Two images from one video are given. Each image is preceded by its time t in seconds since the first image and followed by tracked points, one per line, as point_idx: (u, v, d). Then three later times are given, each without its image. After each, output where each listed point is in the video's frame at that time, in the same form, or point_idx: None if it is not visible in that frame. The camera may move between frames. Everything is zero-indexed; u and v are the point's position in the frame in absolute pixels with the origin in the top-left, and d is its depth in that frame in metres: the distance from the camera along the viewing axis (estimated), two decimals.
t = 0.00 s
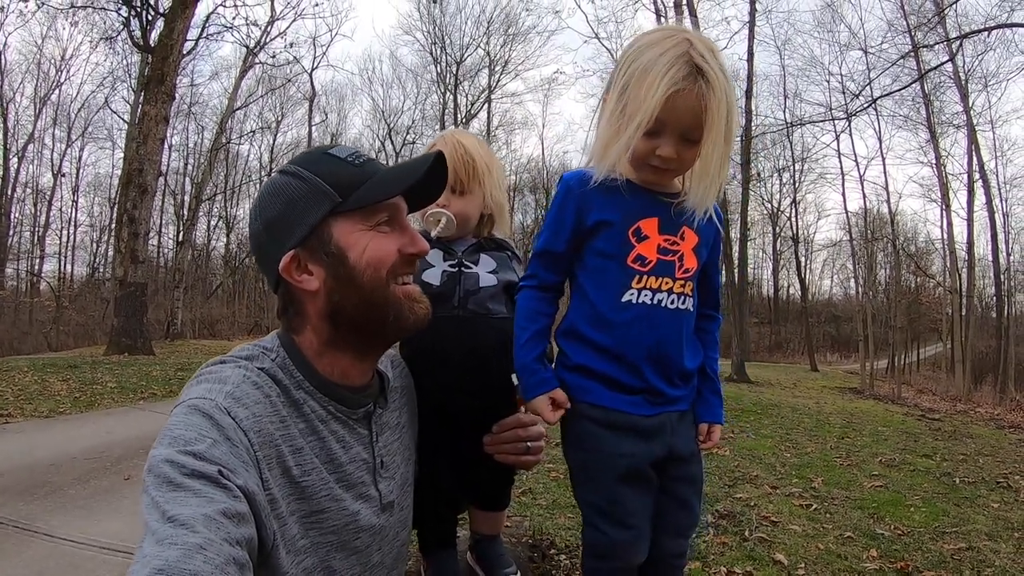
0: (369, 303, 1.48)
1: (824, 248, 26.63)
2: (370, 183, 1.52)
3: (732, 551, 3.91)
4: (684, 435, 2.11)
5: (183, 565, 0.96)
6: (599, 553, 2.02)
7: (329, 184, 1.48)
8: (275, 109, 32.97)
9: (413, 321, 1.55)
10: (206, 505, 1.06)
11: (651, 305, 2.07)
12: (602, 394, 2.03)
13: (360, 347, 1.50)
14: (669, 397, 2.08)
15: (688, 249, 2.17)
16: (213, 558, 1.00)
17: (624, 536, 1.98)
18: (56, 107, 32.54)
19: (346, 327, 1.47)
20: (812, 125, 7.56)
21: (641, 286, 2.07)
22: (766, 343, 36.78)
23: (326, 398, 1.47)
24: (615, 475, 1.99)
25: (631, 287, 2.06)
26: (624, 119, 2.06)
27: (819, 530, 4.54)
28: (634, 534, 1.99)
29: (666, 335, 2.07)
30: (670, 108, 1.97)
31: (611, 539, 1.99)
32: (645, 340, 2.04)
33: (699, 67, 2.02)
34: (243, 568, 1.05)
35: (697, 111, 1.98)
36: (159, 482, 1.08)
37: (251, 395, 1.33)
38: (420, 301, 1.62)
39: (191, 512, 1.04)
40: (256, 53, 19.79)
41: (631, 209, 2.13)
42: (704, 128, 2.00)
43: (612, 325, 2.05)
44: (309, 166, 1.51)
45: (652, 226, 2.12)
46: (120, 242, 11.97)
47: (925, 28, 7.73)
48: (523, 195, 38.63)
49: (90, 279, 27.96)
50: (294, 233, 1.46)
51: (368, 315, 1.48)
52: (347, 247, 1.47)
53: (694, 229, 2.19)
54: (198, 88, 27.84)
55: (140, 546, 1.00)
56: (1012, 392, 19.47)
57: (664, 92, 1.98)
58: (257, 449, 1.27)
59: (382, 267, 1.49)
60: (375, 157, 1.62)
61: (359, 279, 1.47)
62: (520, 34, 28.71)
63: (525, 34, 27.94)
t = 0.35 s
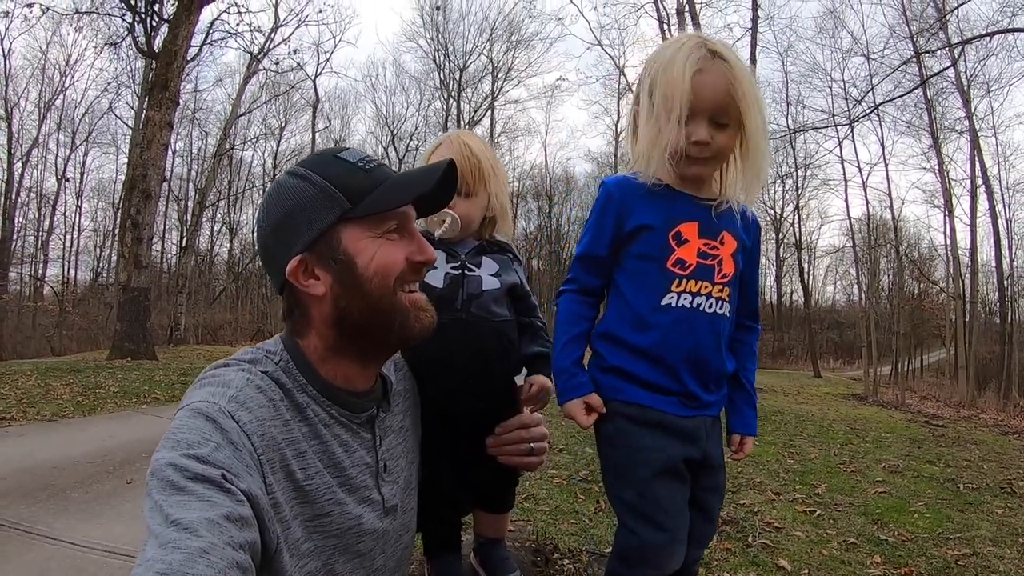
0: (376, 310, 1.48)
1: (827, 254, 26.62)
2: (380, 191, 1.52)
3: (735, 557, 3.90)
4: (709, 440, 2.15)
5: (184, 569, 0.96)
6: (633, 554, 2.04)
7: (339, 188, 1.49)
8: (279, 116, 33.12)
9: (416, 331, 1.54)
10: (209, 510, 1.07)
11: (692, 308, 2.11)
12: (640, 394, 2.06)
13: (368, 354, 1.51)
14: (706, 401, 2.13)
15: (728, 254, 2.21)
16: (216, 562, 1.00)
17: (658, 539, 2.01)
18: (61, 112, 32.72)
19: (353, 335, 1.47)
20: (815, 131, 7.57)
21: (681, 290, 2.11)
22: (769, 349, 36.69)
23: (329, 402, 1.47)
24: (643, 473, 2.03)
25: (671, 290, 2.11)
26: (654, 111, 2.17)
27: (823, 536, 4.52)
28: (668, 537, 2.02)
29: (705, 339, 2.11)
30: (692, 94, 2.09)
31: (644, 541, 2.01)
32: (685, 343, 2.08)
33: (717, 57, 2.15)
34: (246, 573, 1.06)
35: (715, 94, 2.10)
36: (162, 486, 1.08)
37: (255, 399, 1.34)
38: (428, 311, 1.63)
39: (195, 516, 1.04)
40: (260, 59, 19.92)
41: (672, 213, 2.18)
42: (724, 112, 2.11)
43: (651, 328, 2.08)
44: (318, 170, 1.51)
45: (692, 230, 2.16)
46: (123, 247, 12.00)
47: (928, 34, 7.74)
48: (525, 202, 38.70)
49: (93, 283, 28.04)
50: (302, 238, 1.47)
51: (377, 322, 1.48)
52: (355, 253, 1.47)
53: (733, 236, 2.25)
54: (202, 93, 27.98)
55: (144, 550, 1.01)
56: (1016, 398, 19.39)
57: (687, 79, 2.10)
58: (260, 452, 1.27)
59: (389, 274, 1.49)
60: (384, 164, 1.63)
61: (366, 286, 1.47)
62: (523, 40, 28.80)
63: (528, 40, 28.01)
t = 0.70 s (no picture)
0: (376, 303, 1.48)
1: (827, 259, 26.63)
2: (376, 188, 1.53)
3: (736, 560, 3.88)
4: (706, 437, 2.14)
5: (188, 567, 0.96)
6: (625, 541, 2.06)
7: (336, 186, 1.49)
8: (279, 124, 33.18)
9: (409, 327, 1.53)
10: (211, 507, 1.07)
11: (670, 300, 2.12)
12: (629, 388, 2.11)
13: (366, 351, 1.50)
14: (695, 394, 2.10)
15: (715, 243, 2.17)
16: (218, 559, 1.00)
17: (648, 524, 2.02)
18: (62, 120, 32.80)
19: (351, 331, 1.47)
20: (814, 135, 7.59)
21: (659, 283, 2.15)
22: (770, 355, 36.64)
23: (329, 399, 1.47)
24: (640, 466, 2.05)
25: (651, 283, 2.15)
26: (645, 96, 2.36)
27: (824, 540, 4.51)
28: (659, 523, 2.02)
29: (685, 330, 2.10)
30: (673, 71, 2.28)
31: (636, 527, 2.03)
32: (662, 334, 2.11)
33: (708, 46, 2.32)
34: (249, 570, 1.06)
35: (692, 70, 2.27)
36: (164, 484, 1.08)
37: (256, 398, 1.34)
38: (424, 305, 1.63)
39: (197, 514, 1.04)
40: (261, 67, 20.00)
41: (652, 209, 2.24)
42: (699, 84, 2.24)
43: (632, 320, 2.15)
44: (313, 170, 1.52)
45: (673, 222, 2.18)
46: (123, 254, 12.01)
47: (925, 38, 7.77)
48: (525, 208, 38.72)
49: (94, 291, 28.05)
50: (300, 235, 1.47)
51: (376, 315, 1.48)
52: (353, 247, 1.48)
53: (724, 223, 2.19)
54: (202, 100, 28.07)
55: (147, 548, 1.01)
56: (1018, 401, 19.36)
57: (669, 60, 2.31)
58: (261, 451, 1.27)
59: (389, 269, 1.50)
60: (378, 161, 1.64)
61: (367, 280, 1.47)
62: (522, 47, 28.89)
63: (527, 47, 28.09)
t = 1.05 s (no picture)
0: (374, 321, 1.48)
1: (829, 263, 26.61)
2: (374, 200, 1.51)
3: (738, 568, 3.86)
4: (709, 450, 2.14)
5: None
6: (626, 557, 2.05)
7: (334, 201, 1.48)
8: (281, 126, 33.23)
9: (400, 345, 1.51)
10: (210, 520, 1.06)
11: (678, 313, 2.11)
12: (627, 398, 2.10)
13: (366, 367, 1.49)
14: (700, 407, 2.10)
15: (726, 259, 2.17)
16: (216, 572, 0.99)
17: (652, 544, 2.01)
18: (64, 122, 32.86)
19: (350, 347, 1.46)
20: (816, 139, 7.56)
21: (669, 294, 2.13)
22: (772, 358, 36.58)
23: (330, 412, 1.46)
24: (644, 481, 2.04)
25: (661, 294, 2.13)
26: (634, 126, 2.31)
27: (825, 546, 4.49)
28: (663, 542, 2.02)
29: (693, 344, 2.10)
30: (653, 102, 2.20)
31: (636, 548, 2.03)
32: (668, 347, 2.09)
33: (683, 60, 2.23)
34: None
35: (670, 97, 2.17)
36: (161, 496, 1.07)
37: (255, 410, 1.32)
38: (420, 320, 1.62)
39: (196, 527, 1.03)
40: (263, 69, 20.04)
41: (659, 221, 2.22)
42: (681, 110, 2.15)
43: (638, 332, 2.13)
44: (310, 184, 1.51)
45: (683, 235, 2.17)
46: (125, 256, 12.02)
47: (928, 42, 7.75)
48: (527, 211, 38.71)
49: (95, 293, 28.07)
50: (299, 247, 1.46)
51: (373, 330, 1.47)
52: (351, 263, 1.46)
53: (732, 238, 2.19)
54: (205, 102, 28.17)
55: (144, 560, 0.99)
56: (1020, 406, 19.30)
57: (648, 90, 2.23)
58: (261, 463, 1.26)
59: (387, 285, 1.49)
60: (378, 174, 1.62)
61: (365, 297, 1.47)
62: (524, 50, 28.94)
63: (529, 50, 28.12)
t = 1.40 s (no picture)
0: (366, 314, 1.46)
1: (830, 262, 26.55)
2: (377, 192, 1.50)
3: (738, 566, 3.86)
4: (718, 444, 2.14)
5: (189, 569, 0.96)
6: (635, 549, 2.04)
7: (330, 194, 1.47)
8: (283, 124, 33.23)
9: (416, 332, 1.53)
10: (212, 510, 1.06)
11: (687, 310, 2.12)
12: (644, 393, 2.10)
13: (370, 360, 1.50)
14: (708, 402, 2.11)
15: (732, 258, 2.18)
16: (218, 562, 0.99)
17: (662, 534, 2.00)
18: (66, 120, 32.89)
19: (355, 340, 1.46)
20: (818, 138, 7.54)
21: (678, 293, 2.14)
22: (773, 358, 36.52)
23: (333, 403, 1.46)
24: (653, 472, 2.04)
25: (670, 293, 2.14)
26: (639, 133, 2.34)
27: (826, 545, 4.48)
28: (670, 532, 2.01)
29: (701, 341, 2.10)
30: (653, 112, 2.23)
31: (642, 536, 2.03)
32: (680, 343, 2.09)
33: (683, 69, 2.25)
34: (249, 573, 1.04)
35: (668, 105, 2.20)
36: (165, 486, 1.07)
37: (257, 401, 1.33)
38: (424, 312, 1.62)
39: (198, 517, 1.03)
40: (264, 68, 20.04)
41: (670, 220, 2.23)
42: (680, 117, 2.18)
43: (648, 329, 2.13)
44: (313, 177, 1.52)
45: (692, 235, 2.18)
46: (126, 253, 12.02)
47: (930, 41, 7.73)
48: (529, 210, 38.67)
49: (97, 290, 28.11)
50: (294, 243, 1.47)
51: (365, 323, 1.46)
52: (344, 256, 1.45)
53: (740, 239, 2.21)
54: (207, 100, 28.18)
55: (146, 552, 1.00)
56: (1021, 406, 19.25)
57: (649, 101, 2.26)
58: (263, 454, 1.26)
59: (380, 280, 1.47)
60: (383, 168, 1.61)
61: (357, 292, 1.45)
62: (525, 49, 28.92)
63: (531, 49, 28.09)
